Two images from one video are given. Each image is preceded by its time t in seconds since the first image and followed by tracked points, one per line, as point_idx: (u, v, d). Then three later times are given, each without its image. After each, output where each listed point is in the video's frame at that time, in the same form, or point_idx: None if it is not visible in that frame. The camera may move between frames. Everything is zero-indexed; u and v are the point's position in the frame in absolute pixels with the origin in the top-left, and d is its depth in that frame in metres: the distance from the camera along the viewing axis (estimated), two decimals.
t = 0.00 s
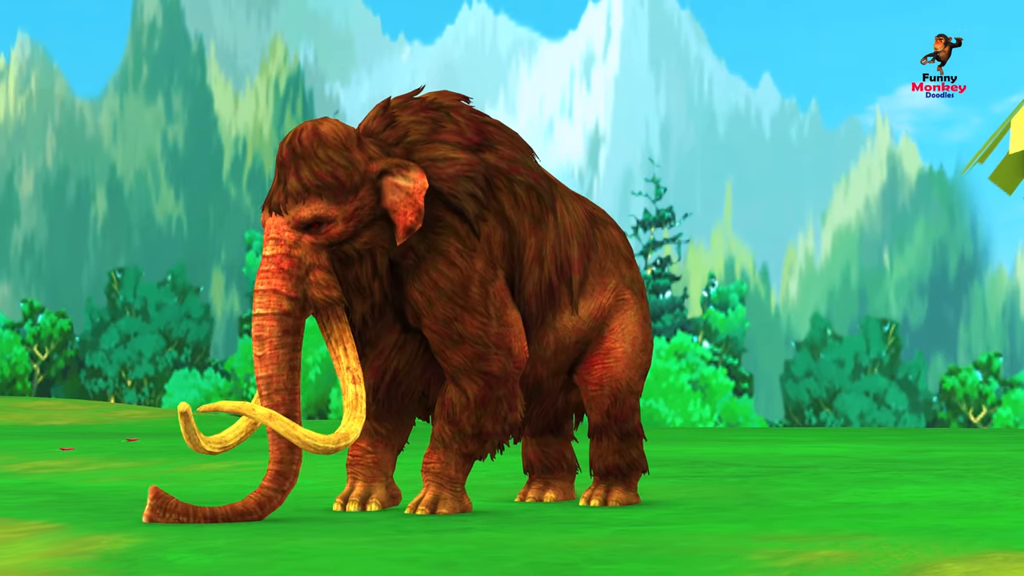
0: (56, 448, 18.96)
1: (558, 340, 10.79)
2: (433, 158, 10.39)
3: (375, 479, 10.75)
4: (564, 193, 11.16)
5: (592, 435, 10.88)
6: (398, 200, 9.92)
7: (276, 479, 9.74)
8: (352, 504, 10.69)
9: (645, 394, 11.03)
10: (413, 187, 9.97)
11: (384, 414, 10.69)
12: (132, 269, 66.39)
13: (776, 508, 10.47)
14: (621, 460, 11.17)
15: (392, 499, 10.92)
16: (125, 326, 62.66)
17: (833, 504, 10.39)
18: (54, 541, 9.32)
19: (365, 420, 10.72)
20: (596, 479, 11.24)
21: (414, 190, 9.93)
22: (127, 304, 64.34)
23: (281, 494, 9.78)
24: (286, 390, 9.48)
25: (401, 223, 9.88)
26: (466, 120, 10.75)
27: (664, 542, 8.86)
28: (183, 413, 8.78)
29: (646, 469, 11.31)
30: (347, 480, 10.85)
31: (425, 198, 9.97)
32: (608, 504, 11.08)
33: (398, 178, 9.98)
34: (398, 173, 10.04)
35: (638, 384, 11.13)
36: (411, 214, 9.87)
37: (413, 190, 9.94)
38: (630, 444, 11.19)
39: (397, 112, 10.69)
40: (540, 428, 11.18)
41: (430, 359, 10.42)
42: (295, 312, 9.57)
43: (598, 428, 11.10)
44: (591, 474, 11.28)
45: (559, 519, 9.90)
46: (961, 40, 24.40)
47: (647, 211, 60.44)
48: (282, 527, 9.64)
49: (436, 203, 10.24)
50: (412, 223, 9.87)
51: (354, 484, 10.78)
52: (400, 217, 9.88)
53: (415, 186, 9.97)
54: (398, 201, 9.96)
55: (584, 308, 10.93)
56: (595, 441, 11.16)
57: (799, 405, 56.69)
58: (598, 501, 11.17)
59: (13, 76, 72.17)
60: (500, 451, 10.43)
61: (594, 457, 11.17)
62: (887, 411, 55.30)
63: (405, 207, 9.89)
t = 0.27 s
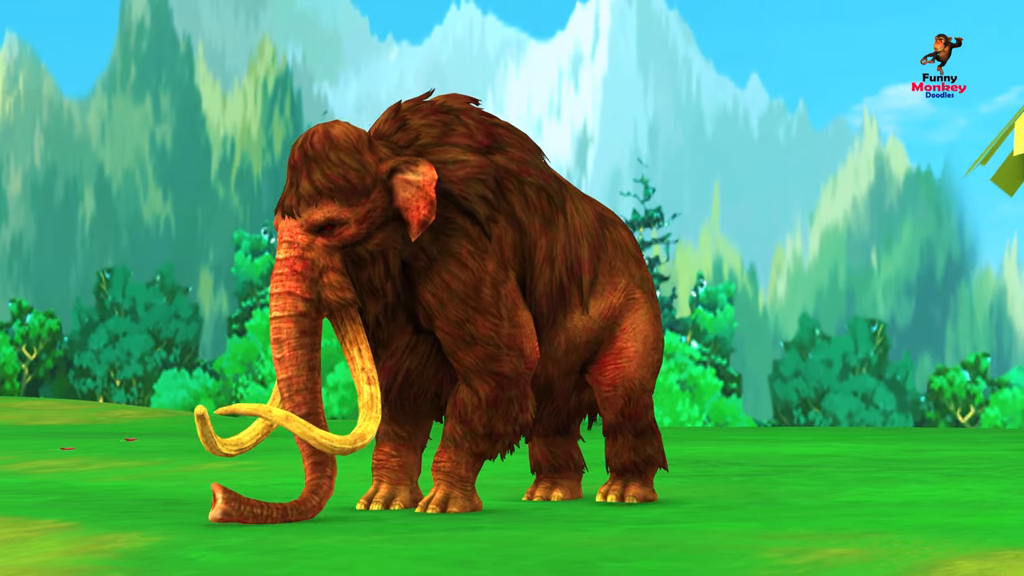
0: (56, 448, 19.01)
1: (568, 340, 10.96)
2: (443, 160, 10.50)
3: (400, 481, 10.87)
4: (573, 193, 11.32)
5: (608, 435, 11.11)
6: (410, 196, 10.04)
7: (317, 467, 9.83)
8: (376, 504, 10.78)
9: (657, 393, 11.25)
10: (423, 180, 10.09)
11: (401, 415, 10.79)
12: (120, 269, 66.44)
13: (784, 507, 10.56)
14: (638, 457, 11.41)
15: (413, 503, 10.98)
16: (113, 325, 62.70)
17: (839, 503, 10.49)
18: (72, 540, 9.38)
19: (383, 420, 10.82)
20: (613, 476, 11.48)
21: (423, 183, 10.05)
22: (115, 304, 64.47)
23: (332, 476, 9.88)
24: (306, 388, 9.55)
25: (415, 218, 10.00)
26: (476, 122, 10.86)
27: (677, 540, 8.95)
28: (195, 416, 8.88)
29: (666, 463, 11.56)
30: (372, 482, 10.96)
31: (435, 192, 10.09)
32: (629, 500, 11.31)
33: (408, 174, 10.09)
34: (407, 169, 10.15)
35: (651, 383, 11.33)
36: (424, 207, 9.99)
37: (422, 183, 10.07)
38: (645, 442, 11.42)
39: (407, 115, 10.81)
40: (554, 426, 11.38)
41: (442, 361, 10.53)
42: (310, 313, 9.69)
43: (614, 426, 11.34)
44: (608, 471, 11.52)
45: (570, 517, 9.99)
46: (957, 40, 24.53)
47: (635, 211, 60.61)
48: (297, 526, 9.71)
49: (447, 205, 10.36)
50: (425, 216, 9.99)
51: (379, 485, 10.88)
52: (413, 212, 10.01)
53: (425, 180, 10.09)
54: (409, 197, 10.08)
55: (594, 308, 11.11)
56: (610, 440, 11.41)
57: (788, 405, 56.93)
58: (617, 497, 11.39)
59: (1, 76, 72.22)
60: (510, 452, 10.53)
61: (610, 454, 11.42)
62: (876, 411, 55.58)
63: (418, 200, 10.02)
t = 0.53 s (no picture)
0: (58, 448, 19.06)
1: (580, 340, 11.06)
2: (455, 164, 10.56)
3: (413, 480, 10.99)
4: (585, 194, 11.41)
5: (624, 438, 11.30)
6: (423, 203, 10.08)
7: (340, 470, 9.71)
8: (391, 502, 10.90)
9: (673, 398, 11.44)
10: (435, 186, 10.14)
11: (420, 416, 10.91)
12: (112, 269, 66.43)
13: (796, 505, 10.63)
14: (652, 461, 11.57)
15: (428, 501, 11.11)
16: (105, 326, 62.71)
17: (850, 504, 10.57)
18: (92, 539, 9.42)
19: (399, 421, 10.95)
20: (628, 479, 11.64)
21: (436, 190, 10.09)
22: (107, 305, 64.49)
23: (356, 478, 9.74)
24: (324, 398, 9.55)
25: (428, 224, 10.06)
26: (486, 124, 10.92)
27: (692, 538, 9.03)
28: (216, 425, 9.03)
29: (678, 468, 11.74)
30: (386, 480, 11.09)
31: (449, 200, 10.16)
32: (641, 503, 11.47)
33: (419, 182, 10.13)
34: (419, 175, 10.20)
35: (664, 388, 11.54)
36: (437, 214, 10.06)
37: (435, 190, 10.11)
38: (659, 446, 11.59)
39: (417, 119, 10.88)
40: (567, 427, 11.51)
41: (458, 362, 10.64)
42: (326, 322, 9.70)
43: (629, 429, 11.52)
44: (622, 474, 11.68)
45: (584, 516, 10.07)
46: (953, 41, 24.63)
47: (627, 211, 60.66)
48: (315, 524, 9.75)
49: (459, 208, 10.44)
50: (439, 223, 10.06)
51: (393, 483, 11.02)
52: (426, 218, 10.08)
53: (438, 186, 10.15)
54: (423, 203, 10.11)
55: (605, 309, 11.24)
56: (626, 443, 11.63)
57: (779, 405, 56.98)
58: (630, 500, 11.54)
59: None
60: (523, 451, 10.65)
61: (624, 459, 11.61)
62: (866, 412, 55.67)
63: (431, 207, 10.07)
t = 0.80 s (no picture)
0: (67, 448, 19.19)
1: (593, 340, 11.17)
2: (469, 165, 10.69)
3: (430, 478, 11.07)
4: (598, 195, 11.52)
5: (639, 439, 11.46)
6: (438, 211, 10.20)
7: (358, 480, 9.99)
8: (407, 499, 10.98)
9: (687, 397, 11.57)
10: (451, 196, 10.24)
11: (440, 417, 11.01)
12: (106, 269, 66.49)
13: (808, 504, 10.77)
14: (667, 461, 11.78)
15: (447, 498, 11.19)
16: (100, 326, 62.75)
17: (862, 501, 10.71)
18: (118, 537, 9.55)
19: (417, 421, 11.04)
20: (643, 479, 11.83)
21: (451, 200, 10.20)
22: (102, 304, 64.51)
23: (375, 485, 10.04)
24: (341, 406, 9.89)
25: (444, 233, 10.16)
26: (499, 125, 11.04)
27: (710, 536, 9.17)
28: (241, 436, 9.22)
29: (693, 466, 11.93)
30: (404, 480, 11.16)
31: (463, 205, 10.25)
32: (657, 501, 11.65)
33: (435, 190, 10.24)
34: (435, 183, 10.31)
35: (680, 387, 11.67)
36: (452, 223, 10.16)
37: (450, 199, 10.22)
38: (674, 445, 11.78)
39: (431, 122, 10.99)
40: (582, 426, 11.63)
41: (474, 363, 10.73)
42: (346, 331, 9.96)
43: (645, 428, 11.68)
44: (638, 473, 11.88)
45: (601, 514, 10.21)
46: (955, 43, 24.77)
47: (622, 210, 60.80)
48: (336, 521, 9.89)
49: (475, 210, 10.55)
50: (454, 231, 10.15)
51: (410, 482, 11.09)
52: (442, 226, 10.17)
53: (452, 194, 10.25)
54: (438, 211, 10.23)
55: (618, 309, 11.35)
56: (641, 442, 11.81)
57: (773, 405, 57.09)
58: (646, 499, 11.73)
59: None
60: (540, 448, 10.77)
61: (639, 458, 11.82)
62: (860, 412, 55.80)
63: (446, 215, 10.18)
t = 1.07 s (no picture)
0: (82, 448, 19.26)
1: (610, 339, 11.24)
2: (488, 164, 10.75)
3: (451, 478, 11.15)
4: (615, 193, 11.60)
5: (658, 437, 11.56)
6: (459, 216, 10.23)
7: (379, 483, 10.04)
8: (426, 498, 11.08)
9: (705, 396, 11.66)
10: (472, 202, 10.26)
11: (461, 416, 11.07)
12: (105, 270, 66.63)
13: (827, 502, 10.85)
14: (686, 459, 11.83)
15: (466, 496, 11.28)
16: (99, 326, 62.80)
17: (879, 500, 10.79)
18: (149, 535, 9.63)
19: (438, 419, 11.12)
20: (662, 478, 11.86)
21: (472, 206, 10.22)
22: (102, 304, 64.57)
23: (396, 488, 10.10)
24: (360, 412, 9.91)
25: (464, 238, 10.19)
26: (518, 124, 11.11)
27: (735, 534, 9.25)
28: (270, 440, 9.29)
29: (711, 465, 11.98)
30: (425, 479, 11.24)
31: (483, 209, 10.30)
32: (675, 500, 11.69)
33: (456, 196, 10.28)
34: (456, 189, 10.35)
35: (698, 386, 11.76)
36: (473, 229, 10.18)
37: (471, 205, 10.23)
38: (692, 444, 11.85)
39: (449, 121, 11.05)
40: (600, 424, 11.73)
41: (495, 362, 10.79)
42: (368, 336, 10.04)
43: (663, 427, 11.78)
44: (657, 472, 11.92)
45: (623, 513, 10.30)
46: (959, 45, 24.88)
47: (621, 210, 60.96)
48: (363, 519, 9.97)
49: (495, 210, 10.63)
50: (474, 237, 10.18)
51: (431, 481, 11.16)
52: (462, 233, 10.20)
53: (473, 199, 10.27)
54: (459, 216, 10.26)
55: (635, 308, 11.42)
56: (659, 441, 11.88)
57: (772, 405, 57.23)
58: (664, 497, 11.77)
59: None
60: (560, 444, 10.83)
61: (658, 456, 11.88)
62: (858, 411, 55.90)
63: (467, 221, 10.20)
